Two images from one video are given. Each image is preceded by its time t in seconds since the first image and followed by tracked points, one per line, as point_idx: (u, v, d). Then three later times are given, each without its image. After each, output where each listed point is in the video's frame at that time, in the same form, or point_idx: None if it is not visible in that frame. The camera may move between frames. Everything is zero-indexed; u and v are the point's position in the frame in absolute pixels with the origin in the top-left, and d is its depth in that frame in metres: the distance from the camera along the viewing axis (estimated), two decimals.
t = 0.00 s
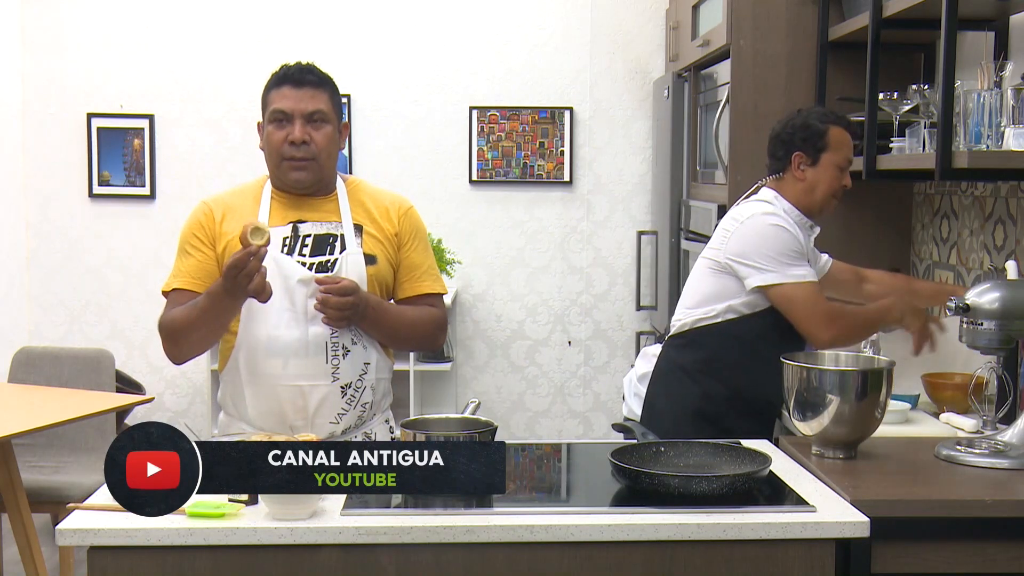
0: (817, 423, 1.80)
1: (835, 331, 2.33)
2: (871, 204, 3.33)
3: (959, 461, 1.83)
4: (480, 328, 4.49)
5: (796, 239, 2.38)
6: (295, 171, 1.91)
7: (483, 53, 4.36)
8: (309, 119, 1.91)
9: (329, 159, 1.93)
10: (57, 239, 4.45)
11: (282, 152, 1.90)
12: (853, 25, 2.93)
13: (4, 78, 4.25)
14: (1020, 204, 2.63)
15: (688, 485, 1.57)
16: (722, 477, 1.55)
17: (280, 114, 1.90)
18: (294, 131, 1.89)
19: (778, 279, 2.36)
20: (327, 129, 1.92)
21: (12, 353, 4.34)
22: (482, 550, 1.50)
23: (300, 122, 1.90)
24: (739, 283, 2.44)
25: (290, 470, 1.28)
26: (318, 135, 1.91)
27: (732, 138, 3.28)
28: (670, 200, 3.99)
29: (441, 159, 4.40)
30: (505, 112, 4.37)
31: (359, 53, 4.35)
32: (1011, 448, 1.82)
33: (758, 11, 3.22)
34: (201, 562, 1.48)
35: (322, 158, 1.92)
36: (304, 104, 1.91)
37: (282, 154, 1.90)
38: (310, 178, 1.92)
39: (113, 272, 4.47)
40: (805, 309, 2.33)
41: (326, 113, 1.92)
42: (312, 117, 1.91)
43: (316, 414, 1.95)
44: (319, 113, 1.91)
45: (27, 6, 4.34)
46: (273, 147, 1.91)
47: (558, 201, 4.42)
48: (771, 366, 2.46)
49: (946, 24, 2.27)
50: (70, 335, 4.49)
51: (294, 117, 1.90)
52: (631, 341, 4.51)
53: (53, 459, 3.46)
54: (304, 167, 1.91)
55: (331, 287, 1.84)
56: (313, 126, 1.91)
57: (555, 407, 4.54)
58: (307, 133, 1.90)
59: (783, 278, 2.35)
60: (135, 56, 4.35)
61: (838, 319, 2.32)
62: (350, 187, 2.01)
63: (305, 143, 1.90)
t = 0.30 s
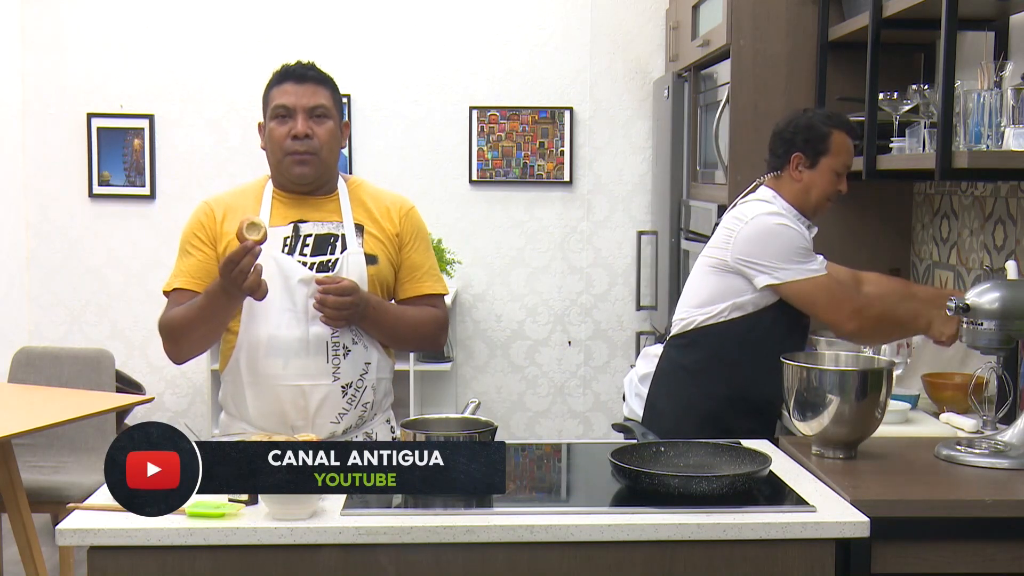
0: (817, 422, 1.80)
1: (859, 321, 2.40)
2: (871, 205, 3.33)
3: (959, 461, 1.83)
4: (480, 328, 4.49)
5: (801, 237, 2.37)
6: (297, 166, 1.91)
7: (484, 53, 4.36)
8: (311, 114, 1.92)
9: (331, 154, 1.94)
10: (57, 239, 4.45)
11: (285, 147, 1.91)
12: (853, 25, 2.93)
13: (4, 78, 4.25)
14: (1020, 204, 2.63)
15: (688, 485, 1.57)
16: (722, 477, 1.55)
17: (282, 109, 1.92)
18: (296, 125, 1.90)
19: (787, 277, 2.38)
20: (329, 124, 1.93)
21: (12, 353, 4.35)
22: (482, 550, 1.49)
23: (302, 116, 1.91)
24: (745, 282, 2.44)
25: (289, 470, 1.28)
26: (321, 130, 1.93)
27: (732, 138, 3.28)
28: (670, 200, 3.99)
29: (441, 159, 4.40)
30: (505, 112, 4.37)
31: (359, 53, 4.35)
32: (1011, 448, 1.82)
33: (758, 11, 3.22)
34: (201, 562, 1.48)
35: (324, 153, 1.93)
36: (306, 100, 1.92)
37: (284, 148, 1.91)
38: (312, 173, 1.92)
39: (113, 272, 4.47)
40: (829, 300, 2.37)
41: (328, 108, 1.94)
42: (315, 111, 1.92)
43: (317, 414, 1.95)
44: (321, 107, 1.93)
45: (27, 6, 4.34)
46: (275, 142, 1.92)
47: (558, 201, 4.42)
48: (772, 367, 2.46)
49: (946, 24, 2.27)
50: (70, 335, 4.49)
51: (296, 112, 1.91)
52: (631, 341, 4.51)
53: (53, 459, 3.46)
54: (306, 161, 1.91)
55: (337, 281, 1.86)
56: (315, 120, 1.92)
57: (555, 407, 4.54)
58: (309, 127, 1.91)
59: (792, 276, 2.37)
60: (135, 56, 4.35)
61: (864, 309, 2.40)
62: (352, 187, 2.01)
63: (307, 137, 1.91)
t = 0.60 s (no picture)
0: (817, 423, 1.80)
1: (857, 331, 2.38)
2: (871, 205, 3.33)
3: (959, 461, 1.83)
4: (480, 328, 4.48)
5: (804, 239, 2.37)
6: (304, 163, 1.91)
7: (484, 53, 4.36)
8: (318, 111, 1.92)
9: (338, 151, 1.94)
10: (57, 239, 4.45)
11: (292, 144, 1.91)
12: (853, 25, 2.93)
13: (4, 78, 4.25)
14: (1020, 204, 2.63)
15: (688, 485, 1.57)
16: (722, 477, 1.55)
17: (289, 107, 1.92)
18: (303, 122, 1.91)
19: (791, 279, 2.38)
20: (336, 121, 1.94)
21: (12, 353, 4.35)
22: (482, 550, 1.49)
23: (309, 113, 1.91)
24: (747, 283, 2.44)
25: (289, 470, 1.28)
26: (328, 127, 1.93)
27: (732, 138, 3.27)
28: (670, 200, 3.99)
29: (441, 159, 4.40)
30: (505, 112, 4.37)
31: (359, 53, 4.35)
32: (1011, 448, 1.82)
33: (758, 11, 3.22)
34: (201, 563, 1.48)
35: (331, 150, 1.93)
36: (313, 97, 1.93)
37: (292, 146, 1.91)
38: (320, 170, 1.92)
39: (113, 272, 4.47)
40: (828, 305, 2.35)
41: (335, 106, 1.95)
42: (321, 109, 1.93)
43: (327, 414, 1.95)
44: (328, 105, 1.93)
45: (27, 6, 4.34)
46: (282, 140, 1.92)
47: (558, 201, 4.42)
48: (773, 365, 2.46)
49: (946, 23, 2.27)
50: (70, 335, 4.49)
51: (303, 109, 1.92)
52: (631, 341, 4.51)
53: (53, 459, 3.46)
54: (314, 158, 1.91)
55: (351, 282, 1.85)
56: (322, 118, 1.93)
57: (555, 407, 4.54)
58: (317, 124, 1.91)
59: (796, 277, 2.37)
60: (135, 56, 4.35)
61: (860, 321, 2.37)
62: (359, 186, 2.02)
63: (314, 134, 1.91)
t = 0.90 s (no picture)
0: (816, 422, 1.80)
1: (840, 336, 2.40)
2: (871, 205, 3.33)
3: (959, 461, 1.83)
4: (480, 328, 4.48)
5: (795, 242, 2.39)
6: (326, 161, 1.99)
7: (484, 53, 4.36)
8: (338, 111, 2.01)
9: (359, 148, 2.02)
10: (57, 239, 4.45)
11: (314, 144, 1.99)
12: (854, 25, 2.92)
13: (4, 78, 4.25)
14: (1020, 204, 2.63)
15: (688, 485, 1.57)
16: (722, 477, 1.55)
17: (309, 108, 2.01)
18: (324, 122, 1.99)
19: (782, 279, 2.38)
20: (355, 120, 2.02)
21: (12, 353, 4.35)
22: (482, 550, 1.49)
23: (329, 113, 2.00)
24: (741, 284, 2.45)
25: (289, 470, 1.28)
26: (348, 125, 2.01)
27: (732, 137, 3.27)
28: (670, 200, 3.99)
29: (441, 159, 4.40)
30: (505, 112, 4.37)
31: (359, 53, 4.35)
32: (1011, 448, 1.82)
33: (758, 11, 3.22)
34: (201, 563, 1.48)
35: (353, 148, 2.01)
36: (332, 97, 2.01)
37: (313, 145, 1.99)
38: (341, 168, 2.00)
39: (113, 272, 4.47)
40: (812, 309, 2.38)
41: (354, 105, 2.03)
42: (341, 108, 2.01)
43: (348, 414, 2.00)
44: (348, 104, 2.02)
45: (27, 6, 4.34)
46: (304, 140, 2.00)
47: (558, 201, 4.42)
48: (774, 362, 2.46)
49: (946, 23, 2.27)
50: (70, 335, 4.49)
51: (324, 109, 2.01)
52: (631, 341, 4.51)
53: (53, 459, 3.46)
54: (335, 157, 1.99)
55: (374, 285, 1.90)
56: (342, 117, 2.01)
57: (555, 407, 4.54)
58: (337, 123, 2.00)
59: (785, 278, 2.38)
60: (135, 56, 4.35)
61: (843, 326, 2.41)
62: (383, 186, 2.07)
63: (335, 132, 1.99)
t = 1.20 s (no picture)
0: (816, 422, 1.80)
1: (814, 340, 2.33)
2: (870, 205, 3.33)
3: (960, 461, 1.82)
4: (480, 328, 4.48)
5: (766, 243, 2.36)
6: (350, 160, 2.00)
7: (485, 53, 4.36)
8: (363, 111, 2.02)
9: (383, 148, 2.03)
10: (57, 239, 4.45)
11: (339, 143, 2.01)
12: (853, 25, 2.92)
13: (4, 78, 4.25)
14: (1020, 204, 2.63)
15: (688, 485, 1.56)
16: (722, 477, 1.55)
17: (335, 108, 2.02)
18: (349, 122, 2.01)
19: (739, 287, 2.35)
20: (380, 120, 2.03)
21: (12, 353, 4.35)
22: (482, 550, 1.49)
23: (355, 113, 2.01)
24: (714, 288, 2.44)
25: (289, 470, 1.28)
26: (373, 126, 2.02)
27: (731, 138, 3.27)
28: (670, 200, 3.99)
29: (441, 159, 4.40)
30: (505, 112, 4.36)
31: (360, 53, 4.35)
32: (1011, 448, 1.82)
33: (757, 11, 3.22)
34: (201, 563, 1.48)
35: (377, 148, 2.02)
36: (357, 97, 2.02)
37: (338, 145, 2.01)
38: (365, 167, 2.01)
39: (113, 272, 4.47)
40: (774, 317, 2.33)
41: (379, 106, 2.04)
42: (366, 108, 2.02)
43: (360, 416, 2.00)
44: (373, 105, 2.03)
45: (27, 6, 4.34)
46: (329, 139, 2.02)
47: (558, 201, 4.42)
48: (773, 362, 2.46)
49: (946, 23, 2.27)
50: (70, 335, 4.49)
51: (348, 109, 2.02)
52: (631, 341, 4.51)
53: (53, 459, 3.46)
54: (360, 156, 2.00)
55: (391, 284, 1.93)
56: (367, 117, 2.02)
57: (555, 407, 4.54)
58: (362, 124, 2.01)
59: (743, 285, 2.35)
60: (135, 56, 4.35)
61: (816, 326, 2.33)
62: (406, 190, 2.09)
63: (360, 132, 2.00)
